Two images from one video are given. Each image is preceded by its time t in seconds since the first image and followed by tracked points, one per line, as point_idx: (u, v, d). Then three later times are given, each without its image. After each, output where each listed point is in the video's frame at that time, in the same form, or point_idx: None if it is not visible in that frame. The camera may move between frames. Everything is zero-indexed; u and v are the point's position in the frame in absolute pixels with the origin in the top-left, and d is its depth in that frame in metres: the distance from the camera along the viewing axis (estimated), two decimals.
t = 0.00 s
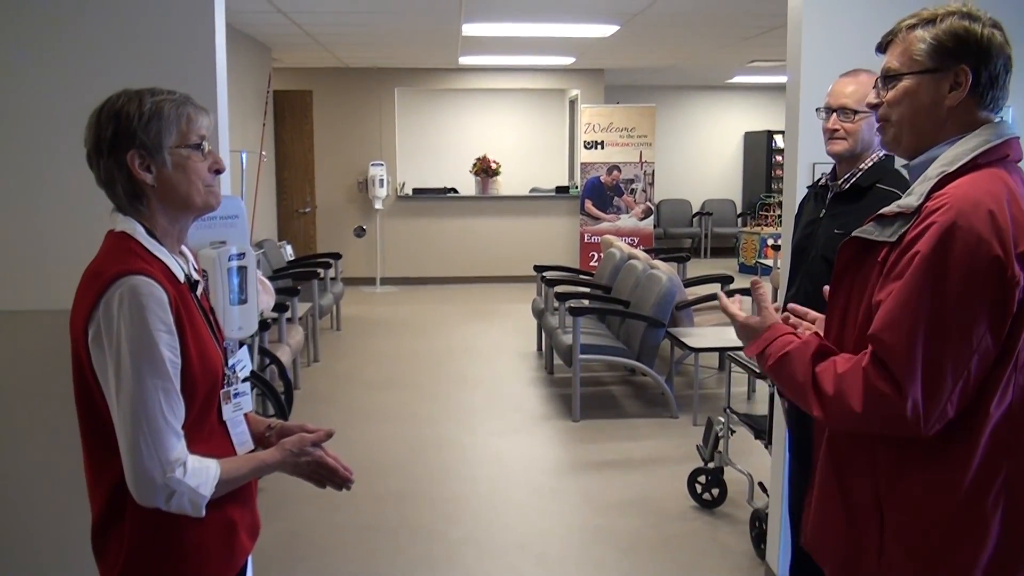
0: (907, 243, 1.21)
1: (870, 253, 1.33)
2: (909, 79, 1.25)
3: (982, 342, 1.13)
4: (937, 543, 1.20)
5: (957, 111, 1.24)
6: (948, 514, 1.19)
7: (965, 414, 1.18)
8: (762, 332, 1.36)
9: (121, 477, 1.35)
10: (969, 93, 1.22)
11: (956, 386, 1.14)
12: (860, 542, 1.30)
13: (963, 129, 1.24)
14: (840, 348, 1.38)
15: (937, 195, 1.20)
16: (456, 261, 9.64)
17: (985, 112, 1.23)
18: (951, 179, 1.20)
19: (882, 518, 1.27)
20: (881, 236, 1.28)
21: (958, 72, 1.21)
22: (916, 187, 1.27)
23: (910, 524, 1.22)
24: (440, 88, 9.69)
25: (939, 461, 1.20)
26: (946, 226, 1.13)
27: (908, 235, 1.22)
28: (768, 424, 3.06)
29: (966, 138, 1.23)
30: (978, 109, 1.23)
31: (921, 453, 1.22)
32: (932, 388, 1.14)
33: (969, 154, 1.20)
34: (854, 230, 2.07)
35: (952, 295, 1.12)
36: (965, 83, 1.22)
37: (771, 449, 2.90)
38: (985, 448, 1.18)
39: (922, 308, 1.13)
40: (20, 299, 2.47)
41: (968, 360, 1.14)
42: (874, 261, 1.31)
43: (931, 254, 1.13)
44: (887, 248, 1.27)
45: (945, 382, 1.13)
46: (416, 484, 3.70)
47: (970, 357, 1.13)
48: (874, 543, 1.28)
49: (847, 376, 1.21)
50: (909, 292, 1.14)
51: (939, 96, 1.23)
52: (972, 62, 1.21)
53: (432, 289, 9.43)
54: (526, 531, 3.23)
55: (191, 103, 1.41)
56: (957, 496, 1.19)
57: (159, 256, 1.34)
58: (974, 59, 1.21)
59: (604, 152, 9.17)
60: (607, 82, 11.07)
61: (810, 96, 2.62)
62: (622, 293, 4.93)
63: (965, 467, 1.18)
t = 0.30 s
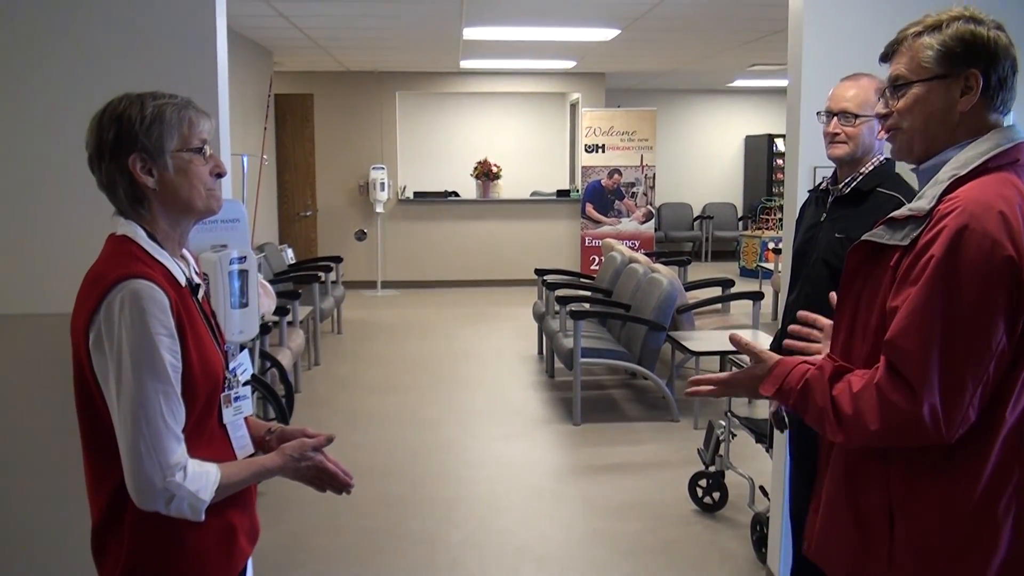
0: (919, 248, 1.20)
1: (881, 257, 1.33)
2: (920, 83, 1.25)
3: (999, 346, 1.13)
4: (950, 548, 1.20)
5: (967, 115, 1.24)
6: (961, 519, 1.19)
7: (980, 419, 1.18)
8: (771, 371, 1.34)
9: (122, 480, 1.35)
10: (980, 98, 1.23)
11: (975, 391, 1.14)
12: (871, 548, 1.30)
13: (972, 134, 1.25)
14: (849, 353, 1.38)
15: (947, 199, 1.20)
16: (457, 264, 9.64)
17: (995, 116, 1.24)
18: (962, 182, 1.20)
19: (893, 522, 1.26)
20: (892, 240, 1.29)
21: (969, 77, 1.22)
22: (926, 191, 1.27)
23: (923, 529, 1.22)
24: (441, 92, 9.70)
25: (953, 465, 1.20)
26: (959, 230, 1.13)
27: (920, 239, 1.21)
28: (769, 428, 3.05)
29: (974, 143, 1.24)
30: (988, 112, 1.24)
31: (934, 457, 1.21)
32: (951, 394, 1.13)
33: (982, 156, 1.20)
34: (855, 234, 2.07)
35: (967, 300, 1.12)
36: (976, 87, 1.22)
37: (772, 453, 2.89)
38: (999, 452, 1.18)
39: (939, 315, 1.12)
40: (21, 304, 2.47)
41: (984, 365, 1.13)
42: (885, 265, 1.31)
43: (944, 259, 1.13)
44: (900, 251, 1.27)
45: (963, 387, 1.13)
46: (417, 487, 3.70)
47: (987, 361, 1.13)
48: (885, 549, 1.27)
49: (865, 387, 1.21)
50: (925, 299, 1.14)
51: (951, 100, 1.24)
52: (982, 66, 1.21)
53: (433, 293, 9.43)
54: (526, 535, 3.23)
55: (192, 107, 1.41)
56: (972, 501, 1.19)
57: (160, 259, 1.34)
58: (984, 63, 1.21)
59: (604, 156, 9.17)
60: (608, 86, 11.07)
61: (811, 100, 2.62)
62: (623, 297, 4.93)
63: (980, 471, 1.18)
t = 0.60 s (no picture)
0: (936, 257, 1.18)
1: (890, 263, 1.31)
2: (921, 87, 1.25)
3: (1015, 357, 1.12)
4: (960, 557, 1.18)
5: (966, 121, 1.23)
6: (972, 528, 1.18)
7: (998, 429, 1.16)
8: (781, 376, 1.33)
9: (120, 481, 1.35)
10: (980, 105, 1.22)
11: (992, 402, 1.13)
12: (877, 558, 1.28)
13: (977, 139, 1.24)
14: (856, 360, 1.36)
15: (962, 207, 1.18)
16: (456, 266, 9.64)
17: (999, 122, 1.23)
18: (976, 189, 1.19)
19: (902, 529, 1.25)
20: (903, 248, 1.27)
21: (967, 84, 1.21)
22: (940, 198, 1.25)
23: (932, 538, 1.20)
24: (440, 93, 9.70)
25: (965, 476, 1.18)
26: (977, 237, 1.12)
27: (935, 248, 1.20)
28: (768, 429, 3.06)
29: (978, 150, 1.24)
30: (988, 119, 1.23)
31: (946, 467, 1.19)
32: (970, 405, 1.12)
33: (990, 165, 1.20)
34: (855, 236, 2.07)
35: (988, 310, 1.10)
36: (974, 95, 1.21)
37: (772, 454, 2.89)
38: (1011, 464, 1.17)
39: (957, 324, 1.11)
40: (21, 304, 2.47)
41: (1000, 373, 1.12)
42: (894, 272, 1.30)
43: (965, 268, 1.11)
44: (913, 259, 1.25)
45: (981, 398, 1.12)
46: (416, 488, 3.70)
47: (1005, 372, 1.12)
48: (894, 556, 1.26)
49: (879, 398, 1.19)
50: (944, 308, 1.12)
51: (948, 105, 1.23)
52: (981, 74, 1.20)
53: (432, 294, 9.43)
54: (525, 536, 3.23)
55: (190, 108, 1.41)
56: (984, 512, 1.17)
57: (158, 261, 1.34)
58: (986, 69, 1.20)
59: (603, 157, 9.17)
60: (607, 87, 11.07)
61: (810, 102, 2.62)
62: (622, 298, 4.93)
63: (991, 482, 1.17)
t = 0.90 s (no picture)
0: (942, 265, 1.16)
1: (886, 270, 1.29)
2: (914, 87, 1.23)
3: None
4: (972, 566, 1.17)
5: (957, 123, 1.22)
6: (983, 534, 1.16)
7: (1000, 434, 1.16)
8: (794, 405, 1.30)
9: (117, 481, 1.35)
10: (970, 107, 1.20)
11: (1010, 409, 1.12)
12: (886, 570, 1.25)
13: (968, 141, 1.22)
14: (851, 370, 1.34)
15: (966, 212, 1.17)
16: (454, 266, 9.64)
17: (991, 124, 1.21)
18: (977, 195, 1.18)
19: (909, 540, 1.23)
20: (907, 255, 1.23)
21: (956, 85, 1.20)
22: (940, 201, 1.23)
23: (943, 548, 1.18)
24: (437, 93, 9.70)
25: (974, 483, 1.17)
26: (988, 244, 1.11)
27: (941, 255, 1.17)
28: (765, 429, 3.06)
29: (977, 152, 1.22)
30: (980, 121, 1.21)
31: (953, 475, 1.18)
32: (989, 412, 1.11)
33: (990, 169, 1.19)
34: (852, 236, 2.08)
35: (1002, 319, 1.10)
36: (966, 97, 1.20)
37: (769, 454, 2.89)
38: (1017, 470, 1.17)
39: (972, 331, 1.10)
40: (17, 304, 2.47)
41: (1013, 380, 1.12)
42: (892, 280, 1.27)
43: (979, 276, 1.10)
44: (918, 268, 1.22)
45: (999, 405, 1.11)
46: (413, 489, 3.70)
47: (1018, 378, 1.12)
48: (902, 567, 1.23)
49: (895, 414, 1.17)
50: (958, 317, 1.10)
51: (937, 107, 1.22)
52: (970, 75, 1.19)
53: (430, 294, 9.43)
54: (523, 536, 3.23)
55: (186, 108, 1.41)
56: (992, 518, 1.16)
57: (154, 262, 1.33)
58: (977, 71, 1.18)
59: (601, 157, 9.18)
60: (605, 87, 11.07)
61: (807, 102, 2.63)
62: (620, 298, 4.94)
63: (999, 489, 1.16)
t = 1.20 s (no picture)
0: (946, 271, 1.16)
1: (883, 274, 1.29)
2: (919, 94, 1.20)
3: None
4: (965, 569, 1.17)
5: (964, 130, 1.21)
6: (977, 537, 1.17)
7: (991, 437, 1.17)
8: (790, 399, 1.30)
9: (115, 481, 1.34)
10: (980, 114, 1.19)
11: (1008, 416, 1.13)
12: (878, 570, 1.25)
13: (972, 148, 1.21)
14: (848, 373, 1.34)
15: (969, 219, 1.17)
16: (451, 266, 9.64)
17: (991, 129, 1.21)
18: (978, 201, 1.18)
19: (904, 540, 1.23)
20: (911, 260, 1.23)
21: (968, 94, 1.18)
22: (940, 208, 1.22)
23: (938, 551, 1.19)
24: (434, 93, 9.70)
25: (969, 486, 1.17)
26: (993, 251, 1.11)
27: (946, 262, 1.17)
28: (762, 429, 3.06)
29: (971, 155, 1.21)
30: (981, 128, 1.21)
31: (948, 477, 1.18)
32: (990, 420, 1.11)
33: (986, 174, 1.19)
34: (850, 236, 2.08)
35: (1004, 324, 1.10)
36: (976, 105, 1.18)
37: (766, 453, 2.89)
38: (1008, 476, 1.17)
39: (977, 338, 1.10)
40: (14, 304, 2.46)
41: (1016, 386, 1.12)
42: (889, 284, 1.27)
43: (986, 285, 1.10)
44: (919, 274, 1.21)
45: (1000, 412, 1.12)
46: (410, 489, 3.70)
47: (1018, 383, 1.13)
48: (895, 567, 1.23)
49: (897, 418, 1.17)
50: (965, 323, 1.10)
51: (948, 116, 1.20)
52: (979, 83, 1.17)
53: (427, 294, 9.42)
54: (520, 536, 3.22)
55: (182, 107, 1.41)
56: (988, 522, 1.16)
57: (152, 262, 1.33)
58: (986, 78, 1.17)
59: (598, 157, 9.17)
60: (601, 87, 11.07)
61: (804, 102, 2.63)
62: (617, 299, 4.94)
63: (993, 494, 1.16)
